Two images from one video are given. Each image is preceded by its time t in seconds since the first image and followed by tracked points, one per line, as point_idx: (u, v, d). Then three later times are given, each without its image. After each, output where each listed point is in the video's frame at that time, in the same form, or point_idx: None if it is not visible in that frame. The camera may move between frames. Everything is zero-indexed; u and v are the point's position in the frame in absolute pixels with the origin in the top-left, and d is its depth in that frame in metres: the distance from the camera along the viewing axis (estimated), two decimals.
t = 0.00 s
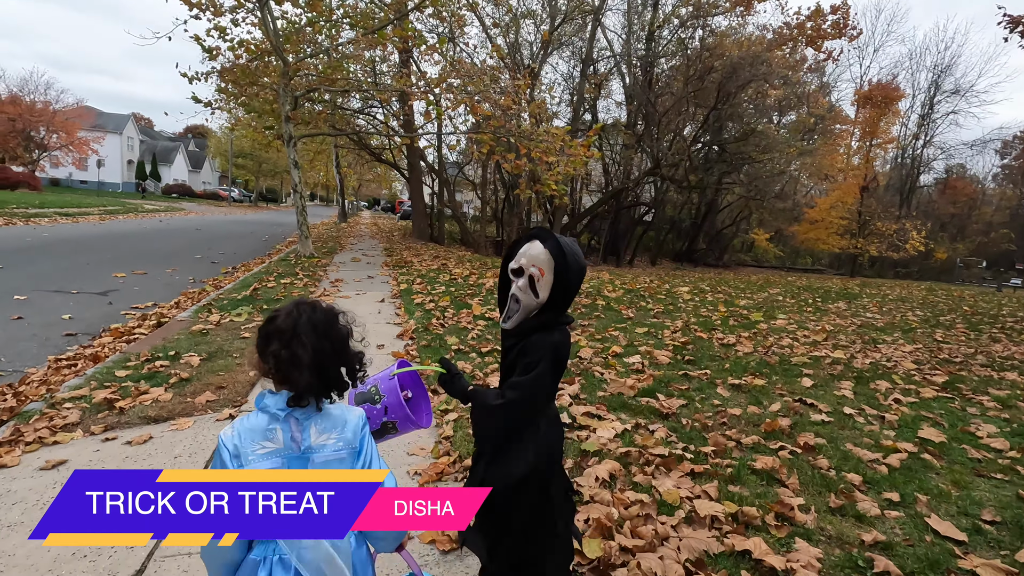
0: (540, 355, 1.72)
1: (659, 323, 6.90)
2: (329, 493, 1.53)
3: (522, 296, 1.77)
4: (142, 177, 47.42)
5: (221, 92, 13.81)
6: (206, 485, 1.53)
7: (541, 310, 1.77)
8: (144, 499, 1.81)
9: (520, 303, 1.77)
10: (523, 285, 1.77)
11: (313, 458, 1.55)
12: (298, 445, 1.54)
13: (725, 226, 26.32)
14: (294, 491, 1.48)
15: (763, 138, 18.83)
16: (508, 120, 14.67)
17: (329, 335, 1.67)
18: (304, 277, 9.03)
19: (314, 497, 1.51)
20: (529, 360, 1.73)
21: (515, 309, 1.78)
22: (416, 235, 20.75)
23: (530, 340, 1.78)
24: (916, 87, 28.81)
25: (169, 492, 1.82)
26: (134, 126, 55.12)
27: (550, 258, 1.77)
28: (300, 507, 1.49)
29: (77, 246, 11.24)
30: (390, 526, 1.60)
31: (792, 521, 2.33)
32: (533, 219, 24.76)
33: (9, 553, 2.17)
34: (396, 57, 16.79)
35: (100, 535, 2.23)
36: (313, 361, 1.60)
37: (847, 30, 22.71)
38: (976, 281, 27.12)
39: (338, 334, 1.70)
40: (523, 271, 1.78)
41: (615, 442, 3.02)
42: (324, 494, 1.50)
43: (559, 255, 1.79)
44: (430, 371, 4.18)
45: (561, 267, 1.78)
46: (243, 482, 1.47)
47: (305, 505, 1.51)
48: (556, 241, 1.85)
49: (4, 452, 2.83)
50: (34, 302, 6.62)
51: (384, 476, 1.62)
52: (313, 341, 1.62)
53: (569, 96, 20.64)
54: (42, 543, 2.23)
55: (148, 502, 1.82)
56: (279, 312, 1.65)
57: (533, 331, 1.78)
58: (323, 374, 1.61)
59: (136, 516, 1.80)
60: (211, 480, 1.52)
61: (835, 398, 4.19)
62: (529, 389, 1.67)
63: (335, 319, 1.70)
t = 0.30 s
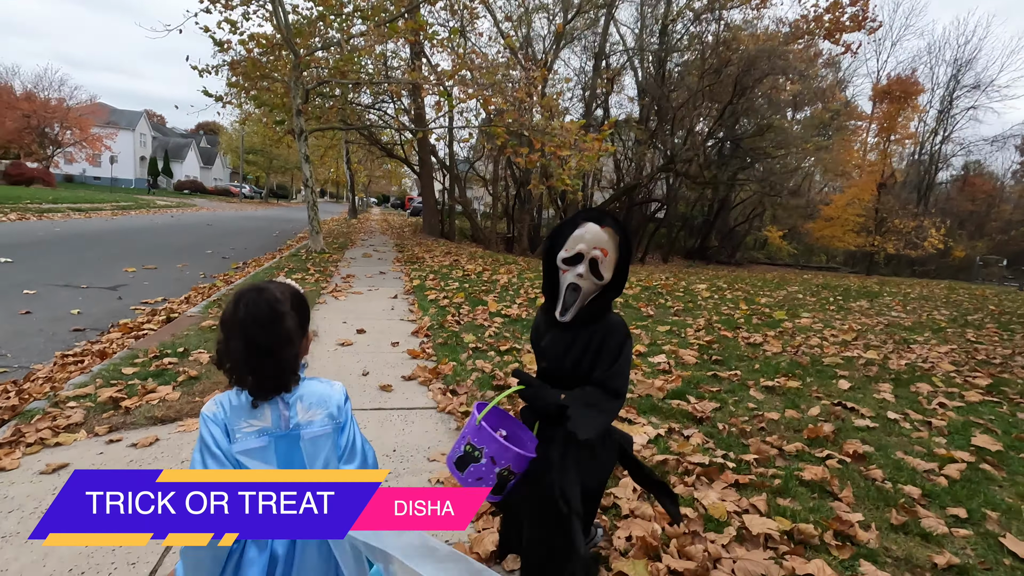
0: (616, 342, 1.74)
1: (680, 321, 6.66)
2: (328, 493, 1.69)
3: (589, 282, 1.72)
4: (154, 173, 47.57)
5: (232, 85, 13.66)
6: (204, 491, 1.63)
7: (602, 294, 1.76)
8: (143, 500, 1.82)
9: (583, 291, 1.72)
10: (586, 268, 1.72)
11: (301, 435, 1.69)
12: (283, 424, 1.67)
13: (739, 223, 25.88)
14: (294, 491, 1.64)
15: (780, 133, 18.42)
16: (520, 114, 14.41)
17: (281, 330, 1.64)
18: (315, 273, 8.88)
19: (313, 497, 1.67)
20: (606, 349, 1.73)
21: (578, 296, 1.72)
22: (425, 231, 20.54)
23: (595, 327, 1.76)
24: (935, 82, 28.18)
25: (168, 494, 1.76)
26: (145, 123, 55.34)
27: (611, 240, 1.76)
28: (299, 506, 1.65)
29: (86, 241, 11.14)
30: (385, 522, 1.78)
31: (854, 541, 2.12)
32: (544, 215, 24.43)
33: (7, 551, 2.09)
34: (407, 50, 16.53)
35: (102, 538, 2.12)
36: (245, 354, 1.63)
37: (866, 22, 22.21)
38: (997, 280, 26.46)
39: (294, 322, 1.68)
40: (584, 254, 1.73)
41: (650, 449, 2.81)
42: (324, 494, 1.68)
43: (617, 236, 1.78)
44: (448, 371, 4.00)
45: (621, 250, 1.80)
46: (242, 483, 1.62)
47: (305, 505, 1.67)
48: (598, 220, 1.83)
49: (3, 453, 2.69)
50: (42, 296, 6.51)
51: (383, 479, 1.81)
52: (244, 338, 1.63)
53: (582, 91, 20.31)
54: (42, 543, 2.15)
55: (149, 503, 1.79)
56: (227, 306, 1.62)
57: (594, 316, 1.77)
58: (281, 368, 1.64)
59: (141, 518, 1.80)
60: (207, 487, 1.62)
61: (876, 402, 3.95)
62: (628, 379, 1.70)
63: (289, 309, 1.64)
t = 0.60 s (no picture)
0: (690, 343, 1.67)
1: (698, 322, 6.46)
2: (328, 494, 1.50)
3: (658, 287, 1.60)
4: (161, 169, 47.66)
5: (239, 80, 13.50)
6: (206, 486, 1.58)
7: (665, 297, 1.65)
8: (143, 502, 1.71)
9: (652, 294, 1.60)
10: (654, 272, 1.60)
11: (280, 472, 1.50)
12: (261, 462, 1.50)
13: (749, 221, 25.56)
14: (293, 491, 1.47)
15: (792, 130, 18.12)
16: (529, 110, 14.19)
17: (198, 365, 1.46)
18: (323, 271, 8.70)
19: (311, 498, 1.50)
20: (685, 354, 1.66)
21: (648, 303, 1.60)
22: (432, 228, 20.37)
23: (667, 332, 1.66)
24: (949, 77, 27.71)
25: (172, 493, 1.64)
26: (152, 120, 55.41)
27: (670, 234, 1.64)
28: (296, 506, 1.49)
29: (92, 238, 11.01)
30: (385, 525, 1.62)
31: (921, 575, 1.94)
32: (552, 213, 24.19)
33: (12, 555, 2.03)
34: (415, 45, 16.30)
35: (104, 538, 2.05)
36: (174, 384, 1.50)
37: (881, 17, 21.82)
38: (1011, 279, 26.03)
39: (222, 360, 1.46)
40: (647, 257, 1.59)
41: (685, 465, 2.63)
42: (323, 494, 1.49)
43: (674, 230, 1.65)
44: (464, 376, 3.82)
45: (678, 244, 1.67)
46: (244, 482, 1.51)
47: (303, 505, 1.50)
48: (644, 214, 1.69)
49: None
50: (46, 294, 6.39)
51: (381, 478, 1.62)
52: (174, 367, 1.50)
53: (591, 86, 20.04)
54: (43, 543, 2.11)
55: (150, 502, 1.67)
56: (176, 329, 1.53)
57: (663, 321, 1.66)
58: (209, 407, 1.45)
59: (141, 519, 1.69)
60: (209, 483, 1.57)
61: (915, 412, 3.74)
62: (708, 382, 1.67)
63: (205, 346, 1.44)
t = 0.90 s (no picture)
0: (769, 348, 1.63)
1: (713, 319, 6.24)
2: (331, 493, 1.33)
3: (745, 275, 1.54)
4: (162, 164, 47.47)
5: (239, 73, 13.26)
6: (208, 485, 1.30)
7: (749, 287, 1.58)
8: (142, 501, 1.34)
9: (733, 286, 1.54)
10: (741, 257, 1.53)
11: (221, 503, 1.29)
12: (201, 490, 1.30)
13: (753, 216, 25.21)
14: (295, 491, 1.27)
15: (799, 124, 17.86)
16: (534, 104, 13.94)
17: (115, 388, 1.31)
18: (325, 266, 8.51)
19: (315, 497, 1.32)
20: (766, 359, 1.61)
21: (734, 293, 1.54)
22: (435, 223, 20.20)
23: (747, 334, 1.61)
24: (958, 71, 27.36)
25: (170, 495, 1.32)
26: (153, 114, 55.10)
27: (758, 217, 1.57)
28: (300, 506, 1.30)
29: (90, 233, 10.84)
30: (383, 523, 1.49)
31: None
32: (555, 208, 23.96)
33: (8, 557, 1.93)
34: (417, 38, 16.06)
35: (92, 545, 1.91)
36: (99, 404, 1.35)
37: (889, 8, 21.46)
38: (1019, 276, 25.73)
39: (147, 381, 1.30)
40: (737, 237, 1.52)
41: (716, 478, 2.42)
42: (325, 495, 1.31)
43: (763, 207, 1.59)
44: (473, 377, 3.62)
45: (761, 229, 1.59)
46: (243, 482, 1.28)
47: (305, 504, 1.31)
48: (722, 190, 1.61)
49: None
50: (41, 290, 6.21)
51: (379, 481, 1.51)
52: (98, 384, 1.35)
53: (595, 80, 19.79)
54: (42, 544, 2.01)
55: (149, 503, 1.34)
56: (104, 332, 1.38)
57: (744, 320, 1.59)
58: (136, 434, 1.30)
59: (137, 519, 1.35)
60: (212, 480, 1.30)
61: (950, 415, 3.55)
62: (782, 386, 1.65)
63: (118, 367, 1.29)
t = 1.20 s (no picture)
0: (845, 376, 1.47)
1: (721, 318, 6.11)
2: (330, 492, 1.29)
3: (802, 271, 1.41)
4: (160, 159, 47.20)
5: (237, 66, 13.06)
6: (209, 485, 1.28)
7: (815, 286, 1.44)
8: (143, 500, 1.30)
9: (792, 287, 1.41)
10: (793, 250, 1.41)
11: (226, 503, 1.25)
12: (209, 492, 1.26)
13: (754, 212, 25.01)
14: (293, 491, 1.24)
15: (801, 120, 17.69)
16: (535, 99, 13.75)
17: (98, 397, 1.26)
18: (325, 263, 8.38)
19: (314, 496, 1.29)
20: (836, 387, 1.46)
21: (789, 295, 1.42)
22: (436, 219, 20.06)
23: (818, 354, 1.46)
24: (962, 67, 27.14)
25: (167, 497, 1.29)
26: (151, 109, 54.77)
27: (817, 208, 1.44)
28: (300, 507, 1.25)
29: (85, 228, 10.67)
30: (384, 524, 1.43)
31: None
32: (556, 204, 23.78)
33: None
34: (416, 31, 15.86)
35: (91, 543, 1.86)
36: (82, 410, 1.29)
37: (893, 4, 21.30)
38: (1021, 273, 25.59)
39: (136, 395, 1.25)
40: (781, 228, 1.41)
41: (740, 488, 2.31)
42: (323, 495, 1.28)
43: (820, 190, 1.46)
44: (480, 379, 3.49)
45: (824, 219, 1.45)
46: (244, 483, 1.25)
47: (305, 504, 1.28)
48: (764, 176, 1.52)
49: None
50: (34, 287, 6.08)
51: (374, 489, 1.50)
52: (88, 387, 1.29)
53: (596, 75, 19.59)
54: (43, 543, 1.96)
55: (146, 506, 1.30)
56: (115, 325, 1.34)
57: (811, 336, 1.45)
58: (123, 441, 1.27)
59: (136, 519, 1.29)
60: (214, 479, 1.28)
61: (973, 420, 3.43)
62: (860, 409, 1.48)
63: (108, 375, 1.25)
